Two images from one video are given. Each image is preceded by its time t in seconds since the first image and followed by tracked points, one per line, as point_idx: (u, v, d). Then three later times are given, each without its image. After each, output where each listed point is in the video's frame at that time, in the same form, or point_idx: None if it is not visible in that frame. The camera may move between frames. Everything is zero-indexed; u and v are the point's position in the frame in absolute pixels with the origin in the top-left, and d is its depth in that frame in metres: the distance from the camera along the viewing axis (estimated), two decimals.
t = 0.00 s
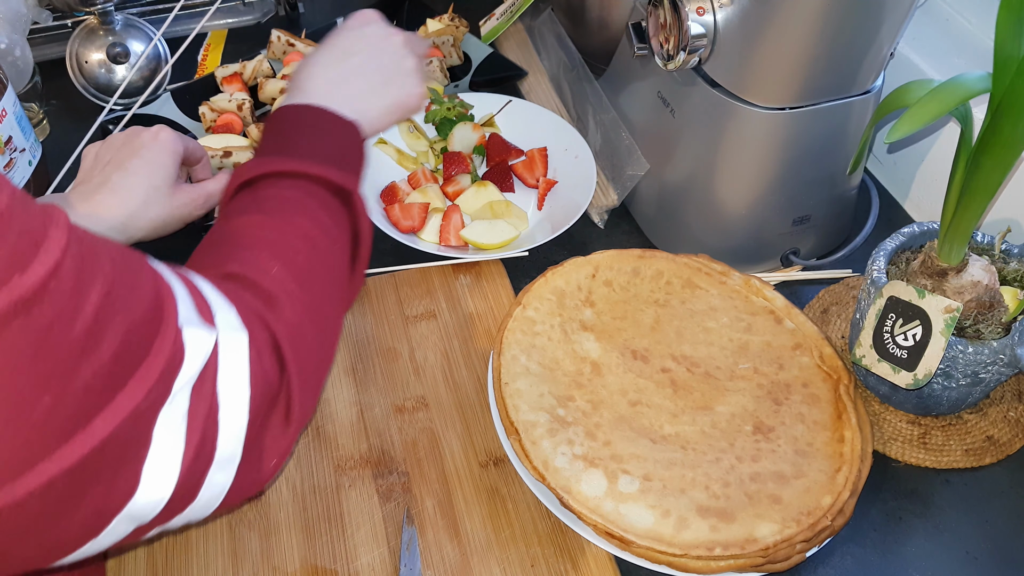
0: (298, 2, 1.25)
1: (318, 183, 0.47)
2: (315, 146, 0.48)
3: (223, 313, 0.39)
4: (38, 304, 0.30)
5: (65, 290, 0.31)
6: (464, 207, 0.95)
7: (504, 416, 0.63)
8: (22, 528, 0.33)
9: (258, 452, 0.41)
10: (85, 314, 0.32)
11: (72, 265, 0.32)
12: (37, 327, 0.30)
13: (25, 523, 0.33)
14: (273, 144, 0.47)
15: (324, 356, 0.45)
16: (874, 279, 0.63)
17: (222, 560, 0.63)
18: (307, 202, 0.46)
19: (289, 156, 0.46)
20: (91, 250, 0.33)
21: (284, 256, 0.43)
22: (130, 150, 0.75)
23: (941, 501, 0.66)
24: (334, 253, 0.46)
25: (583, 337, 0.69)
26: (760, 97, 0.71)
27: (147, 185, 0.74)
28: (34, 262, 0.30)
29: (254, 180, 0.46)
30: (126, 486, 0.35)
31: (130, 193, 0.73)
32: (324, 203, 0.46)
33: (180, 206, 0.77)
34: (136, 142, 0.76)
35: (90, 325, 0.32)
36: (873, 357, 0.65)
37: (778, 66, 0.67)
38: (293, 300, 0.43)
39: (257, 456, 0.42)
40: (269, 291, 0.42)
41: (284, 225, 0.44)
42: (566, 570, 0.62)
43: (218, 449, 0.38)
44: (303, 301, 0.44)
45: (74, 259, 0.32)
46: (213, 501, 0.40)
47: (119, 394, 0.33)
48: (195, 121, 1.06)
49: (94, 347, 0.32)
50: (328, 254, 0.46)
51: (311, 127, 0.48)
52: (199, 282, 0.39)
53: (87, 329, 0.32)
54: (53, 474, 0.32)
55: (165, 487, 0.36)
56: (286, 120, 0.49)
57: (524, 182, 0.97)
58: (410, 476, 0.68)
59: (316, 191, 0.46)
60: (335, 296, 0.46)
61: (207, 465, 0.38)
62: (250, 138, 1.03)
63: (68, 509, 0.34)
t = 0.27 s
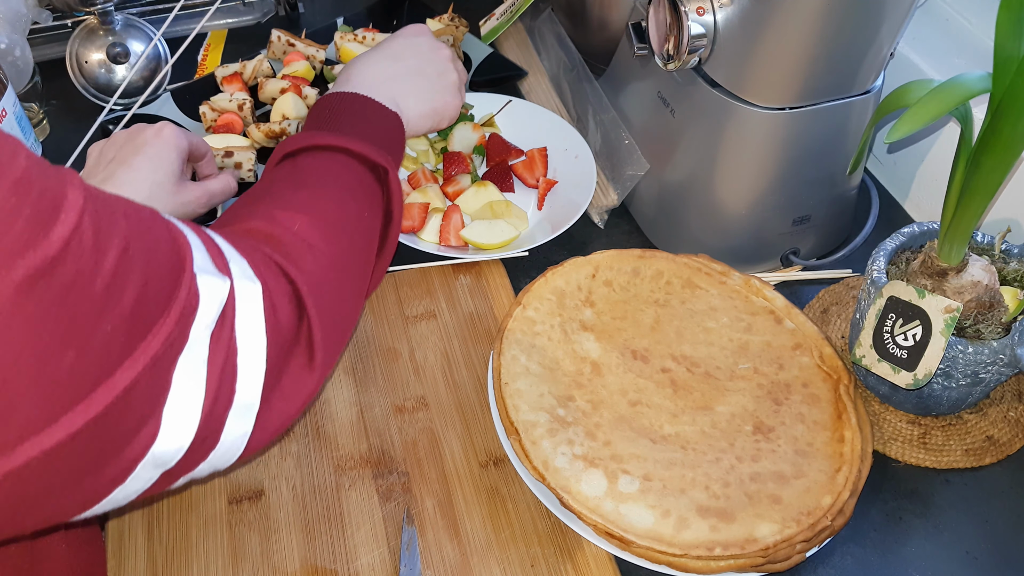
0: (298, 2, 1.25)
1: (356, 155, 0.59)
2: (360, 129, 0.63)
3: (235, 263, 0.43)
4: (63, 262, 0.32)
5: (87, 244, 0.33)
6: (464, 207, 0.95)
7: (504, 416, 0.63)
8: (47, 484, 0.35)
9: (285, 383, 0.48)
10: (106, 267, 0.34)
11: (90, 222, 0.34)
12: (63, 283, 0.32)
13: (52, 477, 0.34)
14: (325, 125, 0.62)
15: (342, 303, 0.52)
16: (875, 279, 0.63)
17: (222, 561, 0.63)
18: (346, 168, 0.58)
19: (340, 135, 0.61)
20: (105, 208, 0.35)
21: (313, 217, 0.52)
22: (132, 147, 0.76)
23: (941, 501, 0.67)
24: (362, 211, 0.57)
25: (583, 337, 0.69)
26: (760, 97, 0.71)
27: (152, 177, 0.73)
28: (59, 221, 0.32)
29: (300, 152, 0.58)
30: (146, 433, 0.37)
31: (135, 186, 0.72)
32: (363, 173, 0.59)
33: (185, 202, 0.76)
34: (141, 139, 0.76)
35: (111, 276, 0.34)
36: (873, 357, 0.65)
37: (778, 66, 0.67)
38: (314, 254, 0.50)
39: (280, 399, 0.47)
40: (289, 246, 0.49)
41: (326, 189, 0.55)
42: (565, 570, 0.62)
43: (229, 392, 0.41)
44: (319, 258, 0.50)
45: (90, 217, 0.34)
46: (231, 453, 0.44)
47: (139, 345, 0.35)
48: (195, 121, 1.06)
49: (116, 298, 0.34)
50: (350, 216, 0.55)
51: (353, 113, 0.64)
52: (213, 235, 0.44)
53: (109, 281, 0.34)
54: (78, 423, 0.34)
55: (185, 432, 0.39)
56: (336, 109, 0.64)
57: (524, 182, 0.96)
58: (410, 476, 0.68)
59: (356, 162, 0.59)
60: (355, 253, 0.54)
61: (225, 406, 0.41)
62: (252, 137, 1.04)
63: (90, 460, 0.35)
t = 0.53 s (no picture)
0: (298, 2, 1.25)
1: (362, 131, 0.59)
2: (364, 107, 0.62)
3: (239, 237, 0.43)
4: (75, 242, 0.33)
5: (97, 226, 0.34)
6: (464, 207, 0.96)
7: (504, 416, 0.63)
8: (60, 462, 0.35)
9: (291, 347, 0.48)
10: (117, 246, 0.34)
11: (99, 203, 0.34)
12: (75, 264, 0.33)
13: (66, 455, 0.35)
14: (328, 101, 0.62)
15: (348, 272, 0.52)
16: (874, 279, 0.63)
17: (222, 561, 0.63)
18: (353, 145, 0.58)
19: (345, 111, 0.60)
20: (112, 187, 0.35)
21: (318, 190, 0.52)
22: (139, 149, 0.75)
23: (941, 501, 0.67)
24: (368, 186, 0.56)
25: (583, 337, 0.69)
26: (760, 97, 0.71)
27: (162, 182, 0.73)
28: (71, 203, 0.33)
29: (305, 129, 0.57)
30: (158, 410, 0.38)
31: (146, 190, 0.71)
32: (369, 150, 0.59)
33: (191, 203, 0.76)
34: (148, 142, 0.75)
35: (122, 255, 0.34)
36: (873, 357, 0.65)
37: (778, 66, 0.67)
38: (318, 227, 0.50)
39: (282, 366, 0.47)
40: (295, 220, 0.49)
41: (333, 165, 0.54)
42: (566, 570, 0.62)
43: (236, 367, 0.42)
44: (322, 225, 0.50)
45: (99, 197, 0.34)
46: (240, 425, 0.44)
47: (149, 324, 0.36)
48: (195, 121, 1.06)
49: (127, 276, 0.35)
50: (356, 189, 0.55)
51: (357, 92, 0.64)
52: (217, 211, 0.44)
53: (119, 261, 0.34)
54: (90, 402, 0.34)
55: (195, 405, 0.39)
56: (338, 88, 0.64)
57: (523, 182, 0.97)
58: (410, 476, 0.68)
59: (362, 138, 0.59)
60: (362, 226, 0.54)
61: (233, 378, 0.42)
62: (252, 137, 1.04)
63: (103, 438, 0.36)
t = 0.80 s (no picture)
0: (298, 3, 1.25)
1: (360, 123, 0.62)
2: (362, 99, 0.66)
3: (241, 220, 0.46)
4: (89, 228, 0.35)
5: (109, 211, 0.36)
6: (464, 207, 0.95)
7: (504, 416, 0.63)
8: (76, 439, 0.37)
9: (295, 318, 0.50)
10: (127, 230, 0.37)
11: (109, 190, 0.36)
12: (90, 250, 0.35)
13: (82, 431, 0.37)
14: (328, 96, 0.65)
15: (349, 252, 0.55)
16: (875, 279, 0.63)
17: (222, 561, 0.63)
18: (351, 136, 0.61)
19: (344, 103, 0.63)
20: (119, 175, 0.37)
21: (319, 175, 0.55)
22: (134, 150, 0.75)
23: (941, 501, 0.66)
24: (366, 173, 0.59)
25: (583, 337, 0.69)
26: (760, 97, 0.71)
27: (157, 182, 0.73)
28: (84, 190, 0.35)
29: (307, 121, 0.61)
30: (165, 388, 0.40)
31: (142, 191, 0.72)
32: (368, 140, 0.62)
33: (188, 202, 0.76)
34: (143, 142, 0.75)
35: (132, 239, 0.37)
36: (873, 357, 0.65)
37: (778, 66, 0.67)
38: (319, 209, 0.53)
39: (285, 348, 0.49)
40: (298, 202, 0.52)
41: (333, 154, 0.58)
42: (566, 570, 0.62)
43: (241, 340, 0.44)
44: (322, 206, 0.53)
45: (109, 185, 0.36)
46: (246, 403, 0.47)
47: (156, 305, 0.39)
48: (194, 121, 1.06)
49: (138, 259, 0.37)
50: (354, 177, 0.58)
51: (355, 85, 0.67)
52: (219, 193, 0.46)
53: (131, 246, 0.37)
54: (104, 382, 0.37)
55: (202, 384, 0.42)
56: (336, 83, 0.67)
57: (524, 182, 0.97)
58: (410, 476, 0.68)
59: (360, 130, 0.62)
60: (361, 209, 0.57)
61: (238, 354, 0.44)
62: (253, 137, 1.04)
63: (115, 414, 0.38)
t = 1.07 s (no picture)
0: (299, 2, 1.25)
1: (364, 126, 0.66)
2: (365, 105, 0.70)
3: (245, 208, 0.49)
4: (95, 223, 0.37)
5: (114, 206, 0.38)
6: (465, 207, 0.95)
7: (504, 416, 0.63)
8: (91, 422, 0.40)
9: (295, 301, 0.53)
10: (132, 224, 0.39)
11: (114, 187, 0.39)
12: (97, 242, 0.37)
13: (93, 418, 0.39)
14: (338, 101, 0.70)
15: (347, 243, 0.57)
16: (875, 279, 0.63)
17: (222, 561, 0.63)
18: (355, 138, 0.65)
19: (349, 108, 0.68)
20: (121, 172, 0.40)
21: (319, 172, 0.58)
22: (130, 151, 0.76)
23: (941, 501, 0.66)
24: (367, 171, 0.63)
25: (583, 337, 0.69)
26: (760, 97, 0.71)
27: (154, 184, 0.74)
28: (90, 186, 0.37)
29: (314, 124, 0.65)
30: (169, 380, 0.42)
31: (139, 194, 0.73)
32: (370, 140, 0.66)
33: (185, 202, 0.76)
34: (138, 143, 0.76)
35: (137, 232, 0.39)
36: (873, 357, 0.65)
37: (778, 66, 0.67)
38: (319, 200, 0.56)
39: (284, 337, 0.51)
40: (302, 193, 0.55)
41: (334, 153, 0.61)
42: (566, 570, 0.62)
43: (244, 331, 0.47)
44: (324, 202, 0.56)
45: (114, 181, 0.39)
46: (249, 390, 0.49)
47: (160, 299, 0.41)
48: (195, 121, 1.06)
49: (143, 252, 0.40)
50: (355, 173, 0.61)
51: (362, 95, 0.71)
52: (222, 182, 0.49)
53: (136, 237, 0.39)
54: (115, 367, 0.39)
55: (205, 371, 0.44)
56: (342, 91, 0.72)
57: (526, 183, 0.97)
58: (410, 476, 0.68)
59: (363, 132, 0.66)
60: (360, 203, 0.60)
61: (240, 342, 0.46)
62: (253, 137, 1.04)
63: (126, 399, 0.40)
